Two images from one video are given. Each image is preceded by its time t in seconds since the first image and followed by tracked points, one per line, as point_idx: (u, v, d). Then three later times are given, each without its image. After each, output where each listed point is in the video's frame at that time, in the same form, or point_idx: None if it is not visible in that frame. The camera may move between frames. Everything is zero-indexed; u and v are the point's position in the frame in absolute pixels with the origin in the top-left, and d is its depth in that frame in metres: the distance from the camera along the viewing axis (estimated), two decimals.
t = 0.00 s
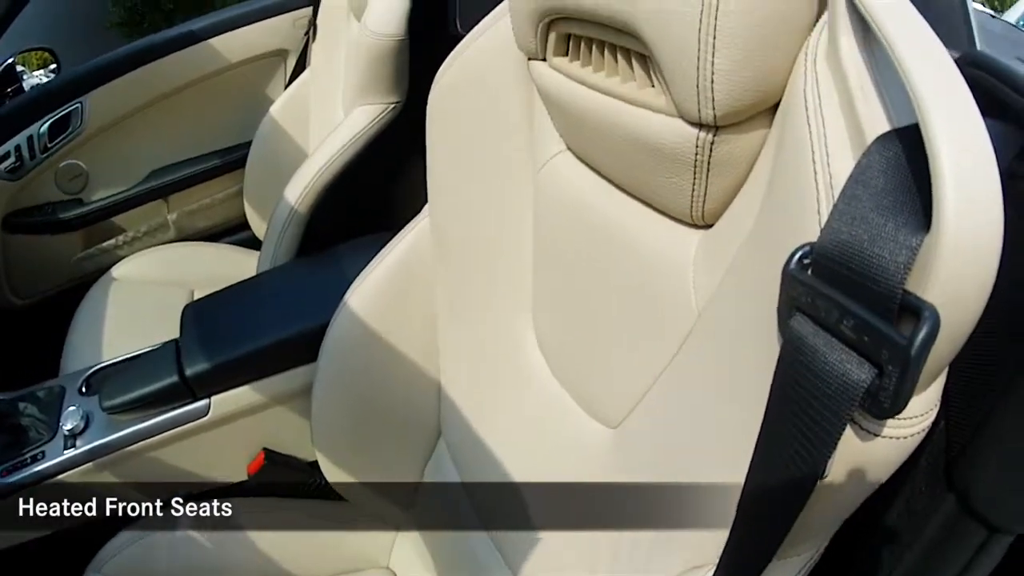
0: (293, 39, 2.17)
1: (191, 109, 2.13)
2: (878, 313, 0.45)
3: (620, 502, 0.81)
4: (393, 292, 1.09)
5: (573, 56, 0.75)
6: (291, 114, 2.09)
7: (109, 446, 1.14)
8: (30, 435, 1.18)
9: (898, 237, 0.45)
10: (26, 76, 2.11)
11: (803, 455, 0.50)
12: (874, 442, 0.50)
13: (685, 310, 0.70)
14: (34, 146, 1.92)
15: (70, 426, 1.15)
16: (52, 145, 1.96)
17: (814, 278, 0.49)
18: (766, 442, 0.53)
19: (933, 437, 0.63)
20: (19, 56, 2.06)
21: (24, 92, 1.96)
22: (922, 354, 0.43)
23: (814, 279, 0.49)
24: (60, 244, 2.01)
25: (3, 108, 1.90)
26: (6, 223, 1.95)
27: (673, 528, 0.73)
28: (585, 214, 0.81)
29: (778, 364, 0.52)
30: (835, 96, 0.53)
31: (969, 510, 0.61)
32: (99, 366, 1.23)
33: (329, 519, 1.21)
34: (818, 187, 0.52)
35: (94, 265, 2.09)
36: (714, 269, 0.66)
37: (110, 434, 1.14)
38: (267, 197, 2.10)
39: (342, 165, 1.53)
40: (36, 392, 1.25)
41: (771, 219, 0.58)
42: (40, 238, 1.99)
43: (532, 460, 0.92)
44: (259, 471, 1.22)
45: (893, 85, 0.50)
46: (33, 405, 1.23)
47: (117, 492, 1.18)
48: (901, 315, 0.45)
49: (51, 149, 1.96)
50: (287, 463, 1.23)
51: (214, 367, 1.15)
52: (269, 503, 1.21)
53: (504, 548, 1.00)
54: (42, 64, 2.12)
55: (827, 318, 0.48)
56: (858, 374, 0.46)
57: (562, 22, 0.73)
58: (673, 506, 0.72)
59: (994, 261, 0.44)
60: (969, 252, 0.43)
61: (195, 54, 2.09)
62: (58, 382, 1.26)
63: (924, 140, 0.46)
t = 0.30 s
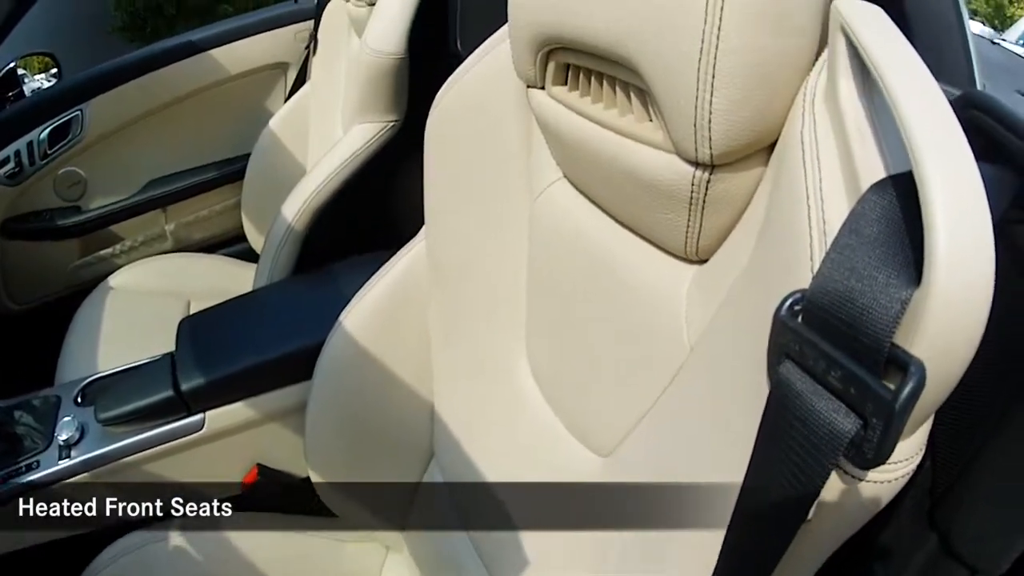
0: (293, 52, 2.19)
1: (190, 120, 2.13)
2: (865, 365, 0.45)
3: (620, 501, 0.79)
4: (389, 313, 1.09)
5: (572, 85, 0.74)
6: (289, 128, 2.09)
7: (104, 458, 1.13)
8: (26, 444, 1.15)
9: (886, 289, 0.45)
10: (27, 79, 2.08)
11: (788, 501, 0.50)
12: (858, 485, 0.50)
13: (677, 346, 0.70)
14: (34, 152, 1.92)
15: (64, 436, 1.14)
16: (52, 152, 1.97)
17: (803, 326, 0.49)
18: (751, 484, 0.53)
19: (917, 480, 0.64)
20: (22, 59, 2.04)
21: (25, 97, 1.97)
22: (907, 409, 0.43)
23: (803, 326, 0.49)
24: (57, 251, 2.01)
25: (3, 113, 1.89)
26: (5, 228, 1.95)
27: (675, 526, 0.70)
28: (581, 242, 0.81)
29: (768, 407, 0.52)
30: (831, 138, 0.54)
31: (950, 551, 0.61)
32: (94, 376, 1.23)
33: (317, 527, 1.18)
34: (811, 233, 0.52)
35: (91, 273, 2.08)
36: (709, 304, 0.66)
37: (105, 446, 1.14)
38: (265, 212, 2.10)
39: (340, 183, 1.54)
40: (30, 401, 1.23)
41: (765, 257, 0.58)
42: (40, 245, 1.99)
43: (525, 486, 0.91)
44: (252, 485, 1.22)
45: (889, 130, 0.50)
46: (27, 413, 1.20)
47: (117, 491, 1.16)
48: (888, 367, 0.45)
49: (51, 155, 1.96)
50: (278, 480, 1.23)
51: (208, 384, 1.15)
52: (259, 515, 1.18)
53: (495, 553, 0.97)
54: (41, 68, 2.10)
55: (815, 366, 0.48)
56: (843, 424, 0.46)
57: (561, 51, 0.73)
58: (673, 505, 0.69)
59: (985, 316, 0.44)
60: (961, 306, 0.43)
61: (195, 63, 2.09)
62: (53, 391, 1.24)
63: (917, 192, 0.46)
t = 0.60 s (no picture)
0: (293, 66, 2.21)
1: (189, 132, 2.14)
2: (853, 412, 0.46)
3: (621, 502, 0.78)
4: (385, 334, 1.09)
5: (570, 114, 0.75)
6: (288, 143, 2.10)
7: (98, 469, 1.13)
8: (19, 453, 1.16)
9: (876, 338, 0.46)
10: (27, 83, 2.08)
11: (779, 539, 0.52)
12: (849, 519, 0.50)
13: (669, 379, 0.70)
14: (32, 158, 1.92)
15: (59, 447, 1.14)
16: (50, 159, 1.96)
17: (794, 370, 0.50)
18: (742, 518, 0.54)
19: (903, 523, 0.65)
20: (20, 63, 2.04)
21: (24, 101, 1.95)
22: (891, 458, 0.44)
23: (793, 370, 0.50)
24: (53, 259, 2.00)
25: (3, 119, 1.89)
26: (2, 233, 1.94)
27: (672, 526, 0.70)
28: (577, 270, 0.81)
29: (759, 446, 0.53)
30: (827, 178, 0.54)
31: None
32: (86, 389, 1.24)
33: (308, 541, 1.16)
34: (804, 274, 0.53)
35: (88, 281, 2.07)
36: (702, 335, 0.67)
37: (99, 458, 1.14)
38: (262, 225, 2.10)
39: (336, 200, 1.54)
40: (25, 410, 1.23)
41: (760, 293, 0.58)
42: (34, 252, 1.98)
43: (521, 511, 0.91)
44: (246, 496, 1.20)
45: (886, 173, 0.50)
46: (22, 423, 1.21)
47: (117, 491, 1.15)
48: (875, 414, 0.46)
49: (48, 163, 1.96)
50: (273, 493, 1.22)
51: (202, 399, 1.15)
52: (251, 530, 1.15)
53: (481, 556, 0.96)
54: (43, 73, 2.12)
55: (804, 410, 0.49)
56: (831, 469, 0.47)
57: (559, 80, 0.73)
58: (670, 504, 0.70)
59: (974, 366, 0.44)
60: (952, 356, 0.43)
61: (195, 74, 2.11)
62: (48, 401, 1.24)
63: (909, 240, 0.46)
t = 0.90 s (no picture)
0: (290, 81, 2.22)
1: (185, 146, 2.14)
2: (838, 459, 0.47)
3: (620, 501, 0.76)
4: (377, 358, 1.09)
5: (565, 144, 0.75)
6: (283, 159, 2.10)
7: (90, 484, 1.12)
8: (13, 464, 1.16)
9: (864, 386, 0.46)
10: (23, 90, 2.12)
11: None
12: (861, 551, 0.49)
13: (659, 411, 0.71)
14: (29, 166, 1.93)
15: (51, 460, 1.14)
16: (46, 167, 1.97)
17: (782, 415, 0.50)
18: (736, 549, 0.54)
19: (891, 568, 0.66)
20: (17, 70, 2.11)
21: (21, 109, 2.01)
22: (876, 505, 0.44)
23: (781, 415, 0.50)
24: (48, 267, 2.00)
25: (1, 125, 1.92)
26: None
27: (672, 525, 0.68)
28: (571, 299, 0.81)
29: (747, 487, 0.53)
30: (820, 221, 0.54)
31: None
32: (81, 401, 1.23)
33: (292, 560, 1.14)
34: (795, 318, 0.53)
35: (82, 292, 2.05)
36: (694, 370, 0.67)
37: (92, 472, 1.13)
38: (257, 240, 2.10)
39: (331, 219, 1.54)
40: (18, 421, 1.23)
41: (754, 330, 0.58)
42: (28, 261, 1.97)
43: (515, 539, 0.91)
44: (239, 515, 1.19)
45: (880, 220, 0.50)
46: (15, 433, 1.20)
47: (117, 491, 1.14)
48: (861, 461, 0.46)
49: (45, 171, 1.97)
50: (266, 510, 1.21)
51: (196, 416, 1.15)
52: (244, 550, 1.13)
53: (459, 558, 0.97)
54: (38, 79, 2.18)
55: (791, 454, 0.50)
56: (817, 514, 0.47)
57: (554, 111, 0.73)
58: (670, 505, 0.67)
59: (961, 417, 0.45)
60: (940, 407, 0.44)
61: (191, 87, 2.11)
62: (42, 412, 1.24)
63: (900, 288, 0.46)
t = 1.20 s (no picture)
0: (285, 95, 2.23)
1: (179, 159, 2.14)
2: (826, 502, 0.47)
3: (621, 500, 0.75)
4: (370, 381, 1.08)
5: (561, 173, 0.75)
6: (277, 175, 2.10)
7: (82, 497, 1.13)
8: (6, 477, 1.15)
9: (854, 431, 0.46)
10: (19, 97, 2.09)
11: None
12: None
13: (649, 443, 0.72)
14: (22, 175, 1.96)
15: (44, 473, 1.14)
16: (40, 177, 2.00)
17: (772, 456, 0.50)
18: None
19: None
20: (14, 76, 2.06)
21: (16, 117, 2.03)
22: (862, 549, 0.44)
23: (771, 456, 0.50)
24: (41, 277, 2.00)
25: None
26: None
27: (672, 525, 0.68)
28: (562, 328, 0.81)
29: (738, 526, 0.54)
30: (814, 262, 0.54)
31: None
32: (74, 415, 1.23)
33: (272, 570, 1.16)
34: (788, 359, 0.53)
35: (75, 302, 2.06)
36: (685, 402, 0.67)
37: (85, 485, 1.13)
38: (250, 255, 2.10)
39: (326, 237, 1.54)
40: (11, 434, 1.22)
41: (747, 365, 0.58)
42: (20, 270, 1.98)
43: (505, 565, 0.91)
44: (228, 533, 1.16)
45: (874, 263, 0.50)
46: (9, 447, 1.20)
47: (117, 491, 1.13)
48: (849, 505, 0.46)
49: (39, 181, 2.00)
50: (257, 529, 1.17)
51: (187, 434, 1.14)
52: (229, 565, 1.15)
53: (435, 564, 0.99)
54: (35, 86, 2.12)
55: (779, 496, 0.50)
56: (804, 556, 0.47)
57: (549, 140, 0.73)
58: (671, 503, 0.67)
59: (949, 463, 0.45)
60: (931, 452, 0.44)
61: (187, 98, 2.12)
62: (34, 425, 1.23)
63: (893, 332, 0.46)
